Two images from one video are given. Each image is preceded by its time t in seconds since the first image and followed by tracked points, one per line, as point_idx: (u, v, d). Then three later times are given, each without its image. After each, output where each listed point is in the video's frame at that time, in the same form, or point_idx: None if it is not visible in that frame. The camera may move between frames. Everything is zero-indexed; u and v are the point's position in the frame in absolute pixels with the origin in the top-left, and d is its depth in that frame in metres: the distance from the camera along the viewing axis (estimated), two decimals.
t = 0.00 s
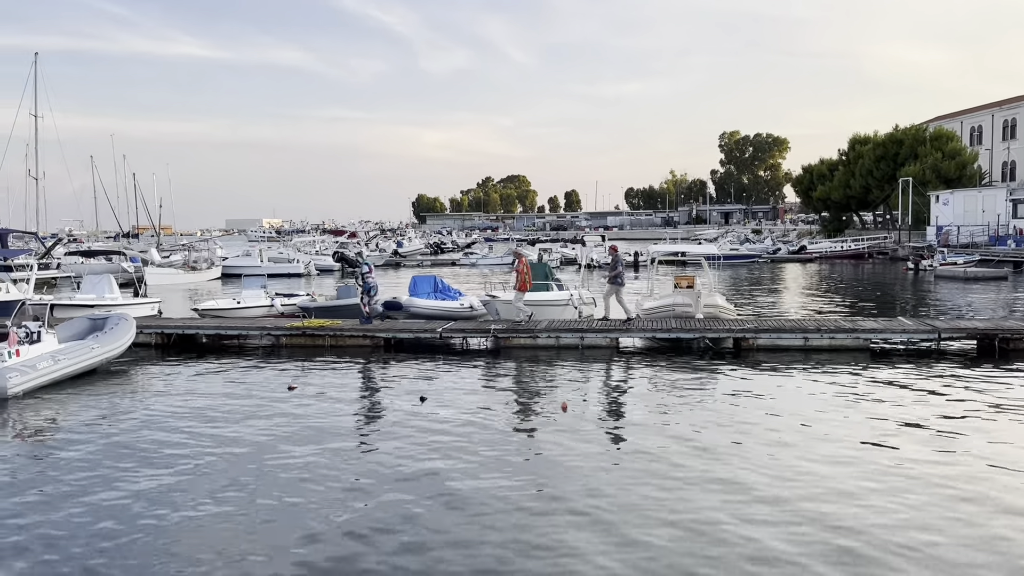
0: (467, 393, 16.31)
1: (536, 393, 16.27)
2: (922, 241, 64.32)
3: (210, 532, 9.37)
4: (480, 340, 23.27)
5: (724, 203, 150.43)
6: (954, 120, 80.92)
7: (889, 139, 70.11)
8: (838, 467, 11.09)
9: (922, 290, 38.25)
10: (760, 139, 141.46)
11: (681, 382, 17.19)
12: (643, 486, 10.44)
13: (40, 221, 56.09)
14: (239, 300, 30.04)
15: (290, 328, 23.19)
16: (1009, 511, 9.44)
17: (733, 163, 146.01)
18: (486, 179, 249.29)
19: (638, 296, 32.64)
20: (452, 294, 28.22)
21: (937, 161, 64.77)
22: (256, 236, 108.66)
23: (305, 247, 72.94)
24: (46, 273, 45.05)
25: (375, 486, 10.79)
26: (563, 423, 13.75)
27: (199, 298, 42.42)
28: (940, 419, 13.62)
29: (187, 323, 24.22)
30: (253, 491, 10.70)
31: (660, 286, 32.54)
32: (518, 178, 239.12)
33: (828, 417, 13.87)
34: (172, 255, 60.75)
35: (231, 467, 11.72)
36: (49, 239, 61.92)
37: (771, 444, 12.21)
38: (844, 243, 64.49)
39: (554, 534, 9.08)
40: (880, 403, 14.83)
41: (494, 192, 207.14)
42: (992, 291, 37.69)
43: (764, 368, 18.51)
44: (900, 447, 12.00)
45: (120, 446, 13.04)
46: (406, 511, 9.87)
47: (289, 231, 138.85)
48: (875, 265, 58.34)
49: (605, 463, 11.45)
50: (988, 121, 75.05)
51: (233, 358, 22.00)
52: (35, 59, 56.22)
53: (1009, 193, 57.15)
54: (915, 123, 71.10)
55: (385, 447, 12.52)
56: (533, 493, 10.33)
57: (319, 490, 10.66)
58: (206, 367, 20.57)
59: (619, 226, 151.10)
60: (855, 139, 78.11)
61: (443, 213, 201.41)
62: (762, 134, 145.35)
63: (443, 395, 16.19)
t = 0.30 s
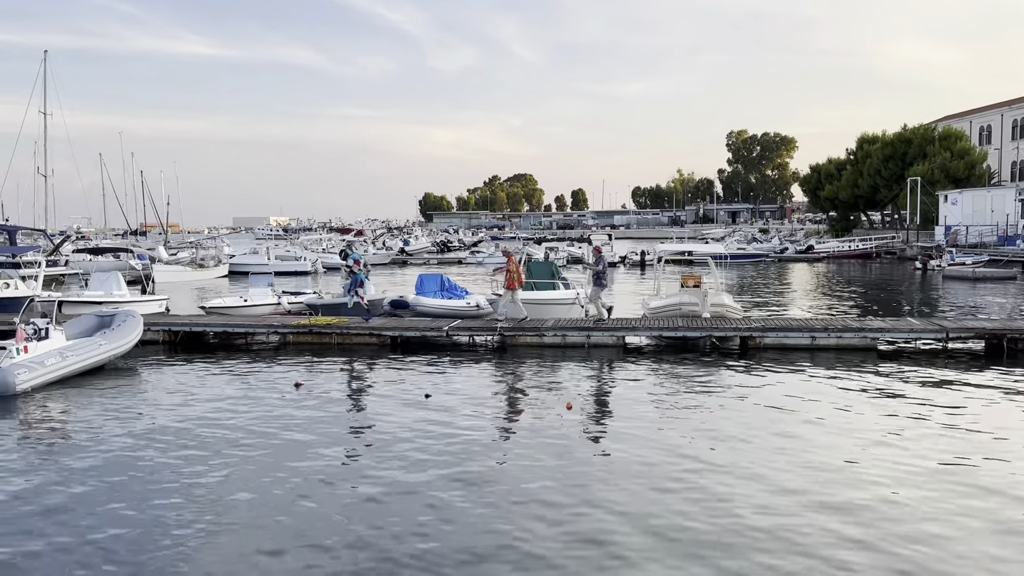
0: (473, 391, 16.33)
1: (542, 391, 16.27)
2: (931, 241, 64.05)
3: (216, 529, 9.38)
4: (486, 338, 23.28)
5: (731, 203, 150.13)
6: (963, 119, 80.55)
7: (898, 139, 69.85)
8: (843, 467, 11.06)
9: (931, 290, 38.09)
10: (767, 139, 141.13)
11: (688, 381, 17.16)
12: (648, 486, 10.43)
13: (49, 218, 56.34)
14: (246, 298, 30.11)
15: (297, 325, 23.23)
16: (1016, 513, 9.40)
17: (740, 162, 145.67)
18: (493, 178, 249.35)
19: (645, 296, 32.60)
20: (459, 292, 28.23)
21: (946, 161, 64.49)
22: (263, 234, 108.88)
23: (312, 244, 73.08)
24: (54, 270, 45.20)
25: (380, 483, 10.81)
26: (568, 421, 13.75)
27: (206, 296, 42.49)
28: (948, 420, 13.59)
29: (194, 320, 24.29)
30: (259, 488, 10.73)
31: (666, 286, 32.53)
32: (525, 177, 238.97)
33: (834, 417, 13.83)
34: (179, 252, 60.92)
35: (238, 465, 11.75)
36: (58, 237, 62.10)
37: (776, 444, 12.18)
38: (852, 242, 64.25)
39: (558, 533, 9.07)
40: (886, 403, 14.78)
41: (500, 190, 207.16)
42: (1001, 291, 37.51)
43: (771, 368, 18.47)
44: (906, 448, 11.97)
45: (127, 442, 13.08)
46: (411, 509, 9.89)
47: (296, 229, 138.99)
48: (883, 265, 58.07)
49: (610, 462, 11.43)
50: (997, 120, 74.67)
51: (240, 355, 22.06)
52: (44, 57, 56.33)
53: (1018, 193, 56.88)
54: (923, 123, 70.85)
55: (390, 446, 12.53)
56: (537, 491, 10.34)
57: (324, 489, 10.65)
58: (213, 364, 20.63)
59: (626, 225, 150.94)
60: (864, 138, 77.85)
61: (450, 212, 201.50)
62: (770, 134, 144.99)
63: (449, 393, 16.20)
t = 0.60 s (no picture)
0: (479, 390, 16.35)
1: (548, 390, 16.28)
2: (940, 241, 63.74)
3: (219, 527, 9.40)
4: (493, 338, 23.30)
5: (739, 202, 149.75)
6: (973, 118, 80.13)
7: (906, 138, 69.58)
8: (850, 467, 11.03)
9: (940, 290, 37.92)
10: (775, 138, 140.72)
11: (695, 380, 17.14)
12: (654, 485, 10.42)
13: (59, 216, 56.68)
14: (253, 296, 30.21)
15: (304, 324, 23.31)
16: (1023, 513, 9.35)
17: (748, 161, 145.27)
18: (500, 177, 249.36)
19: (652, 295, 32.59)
20: (466, 291, 28.29)
21: (955, 160, 64.19)
22: (270, 233, 109.17)
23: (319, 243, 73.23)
24: (63, 268, 45.39)
25: (386, 482, 10.83)
26: (575, 421, 13.76)
27: (214, 294, 42.62)
28: (954, 420, 13.55)
29: (202, 319, 24.37)
30: (265, 486, 10.76)
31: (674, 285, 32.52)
32: (532, 176, 238.89)
33: (841, 417, 13.80)
34: (188, 250, 61.12)
35: (245, 463, 11.78)
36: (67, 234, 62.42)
37: (782, 444, 12.16)
38: (860, 242, 64.00)
39: (563, 530, 9.08)
40: (894, 404, 14.73)
41: (507, 189, 207.20)
42: (1011, 291, 37.31)
43: (778, 367, 18.44)
44: (912, 448, 11.93)
45: (133, 440, 13.15)
46: (417, 507, 9.90)
47: (303, 227, 139.28)
48: (892, 264, 57.87)
49: (616, 461, 11.43)
50: (1007, 120, 74.28)
51: (248, 353, 22.14)
52: (53, 55, 56.52)
53: None
54: (932, 122, 70.55)
55: (396, 444, 12.55)
56: (543, 490, 10.34)
57: (327, 486, 10.67)
58: (220, 362, 20.70)
59: (633, 224, 150.76)
60: (872, 138, 77.56)
61: (457, 211, 201.58)
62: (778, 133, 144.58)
63: (455, 392, 16.22)
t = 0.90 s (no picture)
0: (485, 389, 16.40)
1: (555, 390, 16.27)
2: (948, 242, 63.51)
3: (227, 527, 9.41)
4: (499, 337, 23.33)
5: (746, 202, 149.47)
6: (981, 119, 79.85)
7: (914, 139, 69.36)
8: (853, 468, 11.04)
9: (948, 291, 37.80)
10: (782, 138, 140.40)
11: (700, 380, 17.16)
12: (658, 484, 10.46)
13: (67, 215, 56.88)
14: (260, 295, 30.30)
15: (311, 322, 23.34)
16: None
17: (755, 161, 144.93)
18: (506, 176, 249.22)
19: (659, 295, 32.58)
20: (473, 290, 28.30)
21: (963, 161, 63.95)
22: (277, 232, 109.43)
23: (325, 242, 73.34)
24: (71, 266, 45.59)
25: (391, 481, 10.88)
26: (580, 420, 13.80)
27: (220, 292, 42.74)
28: (962, 421, 13.51)
29: (209, 317, 24.46)
30: (271, 485, 10.83)
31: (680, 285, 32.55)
32: (538, 176, 238.78)
33: (847, 418, 13.77)
34: (195, 249, 61.30)
35: (251, 461, 11.85)
36: (76, 233, 62.73)
37: (785, 445, 12.16)
38: (868, 242, 63.79)
39: (568, 529, 9.11)
40: (900, 405, 14.71)
41: (513, 189, 207.27)
42: (1019, 292, 37.13)
43: (785, 368, 18.42)
44: (918, 449, 11.91)
45: (140, 439, 13.17)
46: (422, 506, 9.94)
47: (310, 227, 139.44)
48: (899, 265, 57.75)
49: (620, 461, 11.47)
50: (1016, 120, 73.98)
51: (255, 352, 22.21)
52: (63, 54, 56.62)
53: None
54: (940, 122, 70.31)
55: (402, 443, 12.62)
56: (546, 489, 10.37)
57: (334, 487, 10.66)
58: (228, 361, 20.77)
59: (640, 224, 150.64)
60: (880, 138, 77.34)
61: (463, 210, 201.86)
62: (785, 133, 144.14)
63: (462, 391, 16.27)
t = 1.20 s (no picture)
0: (491, 389, 16.40)
1: (561, 389, 16.28)
2: (955, 241, 63.29)
3: (234, 525, 9.43)
4: (505, 337, 23.33)
5: (752, 201, 149.22)
6: (988, 118, 79.53)
7: (921, 138, 69.16)
8: (860, 469, 11.02)
9: (955, 291, 37.68)
10: (789, 137, 140.07)
11: (707, 380, 17.13)
12: (665, 484, 10.45)
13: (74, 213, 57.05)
14: (266, 293, 30.34)
15: (317, 321, 23.37)
16: None
17: (762, 160, 144.64)
18: (511, 175, 249.19)
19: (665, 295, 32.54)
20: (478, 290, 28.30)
21: (970, 160, 63.74)
22: (283, 231, 109.58)
23: (331, 241, 73.44)
24: (78, 265, 45.69)
25: (398, 479, 10.90)
26: (586, 420, 13.80)
27: (226, 291, 42.80)
28: (969, 422, 13.47)
29: (216, 316, 24.51)
30: (279, 482, 10.85)
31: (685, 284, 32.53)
32: (544, 175, 238.62)
33: (855, 418, 13.73)
34: (201, 248, 61.40)
35: (258, 459, 11.87)
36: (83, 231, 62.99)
37: (792, 445, 12.14)
38: (874, 243, 63.61)
39: (574, 529, 9.11)
40: (907, 406, 14.67)
41: (519, 188, 207.28)
42: None
43: (791, 368, 18.40)
44: (925, 450, 11.88)
45: (146, 437, 13.18)
46: (429, 504, 9.96)
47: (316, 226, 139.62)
48: (906, 265, 57.58)
49: (627, 461, 11.45)
50: None
51: (261, 350, 22.25)
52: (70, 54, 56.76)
53: None
54: (948, 121, 70.08)
55: (408, 442, 12.63)
56: (553, 489, 10.37)
57: (341, 486, 10.62)
58: (234, 359, 20.81)
59: (645, 224, 150.48)
60: (886, 138, 77.09)
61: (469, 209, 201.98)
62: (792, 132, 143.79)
63: (468, 390, 16.27)
